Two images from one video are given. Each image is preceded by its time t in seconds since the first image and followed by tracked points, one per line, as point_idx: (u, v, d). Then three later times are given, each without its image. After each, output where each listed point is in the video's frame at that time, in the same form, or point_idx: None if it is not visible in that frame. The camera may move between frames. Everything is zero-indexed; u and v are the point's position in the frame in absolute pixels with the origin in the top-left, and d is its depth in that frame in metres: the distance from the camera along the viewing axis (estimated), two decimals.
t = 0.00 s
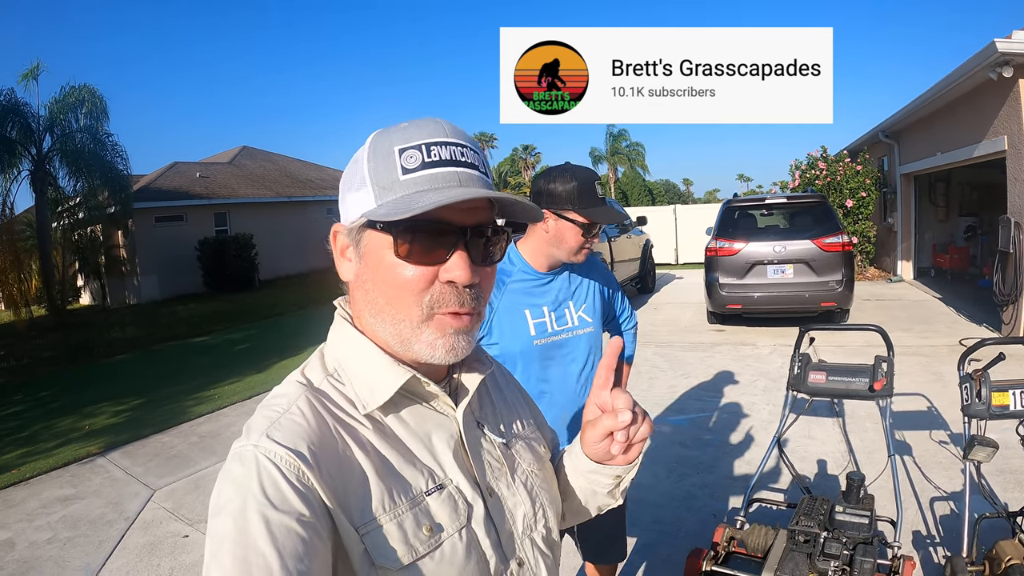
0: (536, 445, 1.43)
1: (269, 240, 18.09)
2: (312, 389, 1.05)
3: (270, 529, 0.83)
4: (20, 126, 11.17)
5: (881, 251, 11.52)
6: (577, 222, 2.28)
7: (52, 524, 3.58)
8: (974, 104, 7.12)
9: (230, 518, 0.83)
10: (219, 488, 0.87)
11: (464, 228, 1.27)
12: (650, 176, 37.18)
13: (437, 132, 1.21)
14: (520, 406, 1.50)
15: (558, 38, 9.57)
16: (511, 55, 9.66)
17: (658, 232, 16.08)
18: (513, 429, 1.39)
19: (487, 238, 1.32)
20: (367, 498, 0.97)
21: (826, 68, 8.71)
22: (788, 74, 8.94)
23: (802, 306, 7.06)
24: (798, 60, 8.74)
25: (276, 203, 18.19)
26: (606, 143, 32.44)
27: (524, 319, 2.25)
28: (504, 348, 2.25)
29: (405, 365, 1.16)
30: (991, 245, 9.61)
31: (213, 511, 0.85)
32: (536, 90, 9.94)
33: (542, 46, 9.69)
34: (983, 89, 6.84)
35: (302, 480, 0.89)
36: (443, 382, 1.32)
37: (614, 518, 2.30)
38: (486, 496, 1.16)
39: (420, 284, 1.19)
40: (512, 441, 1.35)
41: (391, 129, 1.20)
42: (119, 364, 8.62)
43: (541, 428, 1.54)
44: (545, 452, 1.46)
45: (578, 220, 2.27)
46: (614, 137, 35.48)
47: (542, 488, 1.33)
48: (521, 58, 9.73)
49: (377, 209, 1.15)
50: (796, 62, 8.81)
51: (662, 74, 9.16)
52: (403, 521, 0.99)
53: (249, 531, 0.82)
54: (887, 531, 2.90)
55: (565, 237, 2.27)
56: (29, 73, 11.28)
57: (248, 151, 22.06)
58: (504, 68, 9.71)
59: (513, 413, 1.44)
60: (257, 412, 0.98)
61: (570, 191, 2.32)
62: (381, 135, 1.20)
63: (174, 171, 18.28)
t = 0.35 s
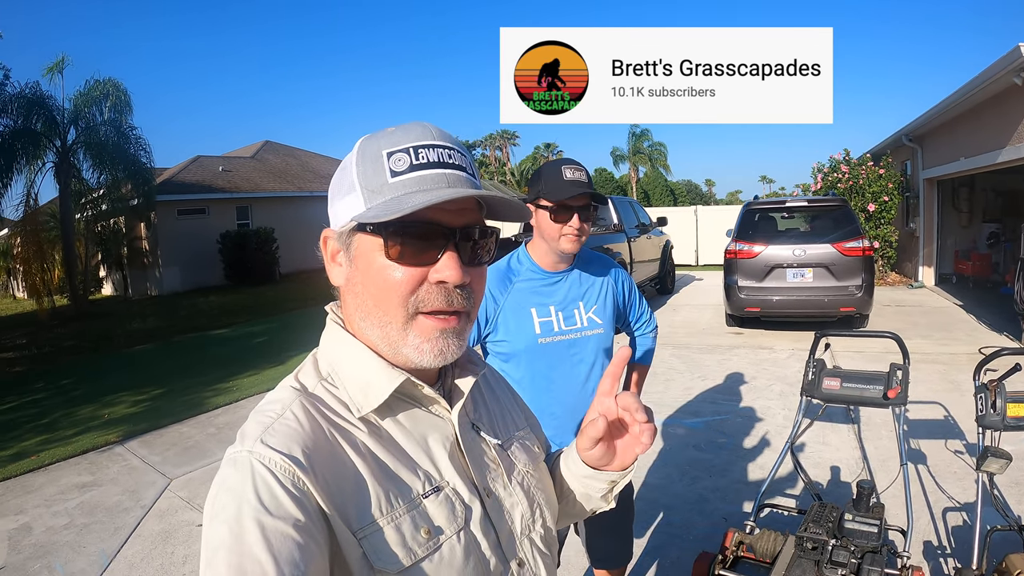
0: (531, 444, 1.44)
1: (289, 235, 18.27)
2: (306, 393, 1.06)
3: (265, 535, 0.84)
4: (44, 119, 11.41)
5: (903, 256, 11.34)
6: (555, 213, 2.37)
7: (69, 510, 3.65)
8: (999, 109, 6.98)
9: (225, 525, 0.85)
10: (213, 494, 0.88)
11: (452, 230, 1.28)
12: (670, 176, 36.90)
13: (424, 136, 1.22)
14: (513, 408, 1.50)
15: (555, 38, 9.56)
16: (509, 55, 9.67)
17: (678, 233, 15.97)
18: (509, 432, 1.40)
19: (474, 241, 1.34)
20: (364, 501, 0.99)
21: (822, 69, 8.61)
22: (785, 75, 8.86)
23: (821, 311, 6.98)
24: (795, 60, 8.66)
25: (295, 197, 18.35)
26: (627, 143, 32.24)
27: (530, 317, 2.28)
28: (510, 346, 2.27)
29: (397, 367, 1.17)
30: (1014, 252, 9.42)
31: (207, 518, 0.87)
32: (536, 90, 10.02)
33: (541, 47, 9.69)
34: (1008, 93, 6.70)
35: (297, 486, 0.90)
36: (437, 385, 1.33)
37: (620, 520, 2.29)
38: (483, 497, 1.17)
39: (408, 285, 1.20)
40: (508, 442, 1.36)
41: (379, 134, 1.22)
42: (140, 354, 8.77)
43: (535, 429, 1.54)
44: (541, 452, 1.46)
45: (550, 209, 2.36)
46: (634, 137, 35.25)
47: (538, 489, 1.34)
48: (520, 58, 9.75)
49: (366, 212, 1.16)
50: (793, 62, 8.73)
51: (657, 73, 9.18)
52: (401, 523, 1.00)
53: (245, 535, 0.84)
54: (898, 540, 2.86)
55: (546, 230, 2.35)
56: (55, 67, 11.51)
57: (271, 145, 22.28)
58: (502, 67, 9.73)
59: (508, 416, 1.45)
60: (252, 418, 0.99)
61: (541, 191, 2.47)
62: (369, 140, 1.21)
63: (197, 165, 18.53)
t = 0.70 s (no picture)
0: (535, 445, 1.45)
1: (292, 237, 18.32)
2: (309, 393, 1.07)
3: (268, 532, 0.85)
4: (50, 119, 11.47)
5: (905, 264, 11.34)
6: (540, 218, 2.43)
7: (70, 509, 3.66)
8: (1001, 117, 6.99)
9: (229, 524, 0.85)
10: (217, 493, 0.89)
11: (452, 232, 1.29)
12: (673, 183, 36.94)
13: (423, 139, 1.23)
14: (517, 409, 1.51)
15: (558, 38, 9.57)
16: (511, 56, 9.69)
17: (680, 239, 16.00)
18: (512, 432, 1.40)
19: (474, 243, 1.34)
20: (368, 501, 0.99)
21: (825, 68, 8.62)
22: (787, 74, 8.87)
23: (823, 318, 6.98)
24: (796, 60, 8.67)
25: (299, 200, 18.41)
26: (630, 149, 32.32)
27: (527, 321, 2.29)
28: (508, 349, 2.28)
29: (400, 368, 1.18)
30: (1016, 261, 9.42)
31: (211, 517, 0.88)
32: (537, 91, 10.05)
33: (542, 47, 9.72)
34: (1011, 102, 6.71)
35: (300, 483, 0.91)
36: (441, 385, 1.34)
37: (621, 524, 2.29)
38: (486, 497, 1.18)
39: (409, 287, 1.21)
40: (512, 443, 1.36)
41: (379, 138, 1.23)
42: (141, 354, 8.79)
43: (539, 430, 1.55)
44: (545, 453, 1.47)
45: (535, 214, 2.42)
46: (637, 143, 35.33)
47: (542, 489, 1.35)
48: (522, 58, 9.77)
49: (367, 215, 1.17)
50: (794, 61, 8.75)
51: (659, 74, 9.20)
52: (404, 522, 1.01)
53: (249, 533, 0.84)
54: (898, 547, 2.86)
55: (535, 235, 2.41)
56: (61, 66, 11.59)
57: (275, 148, 22.37)
58: (504, 68, 9.75)
59: (512, 415, 1.46)
60: (255, 417, 1.00)
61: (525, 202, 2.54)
62: (369, 144, 1.23)
63: (201, 167, 18.60)
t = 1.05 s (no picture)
0: (538, 446, 1.44)
1: (289, 236, 18.28)
2: (311, 393, 1.07)
3: (269, 533, 0.85)
4: (46, 116, 11.43)
5: (901, 265, 11.37)
6: (539, 215, 2.44)
7: (67, 508, 3.65)
8: (999, 117, 7.00)
9: (229, 523, 0.85)
10: (218, 491, 0.88)
11: (454, 232, 1.28)
12: (670, 182, 36.99)
13: (425, 138, 1.23)
14: (519, 408, 1.51)
15: (558, 38, 9.57)
16: (511, 55, 9.68)
17: (678, 239, 16.02)
18: (515, 433, 1.40)
19: (477, 243, 1.34)
20: (369, 502, 0.99)
21: (825, 68, 8.63)
22: (787, 74, 8.89)
23: (820, 318, 6.99)
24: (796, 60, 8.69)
25: (296, 199, 18.37)
26: (628, 148, 32.36)
27: (529, 320, 2.29)
28: (510, 349, 2.28)
29: (401, 368, 1.17)
30: (1012, 262, 9.44)
31: (212, 516, 0.87)
32: (536, 90, 10.06)
33: (542, 46, 9.71)
34: (1009, 102, 6.72)
35: (301, 483, 0.91)
36: (443, 386, 1.34)
37: (620, 525, 2.29)
38: (487, 498, 1.17)
39: (410, 287, 1.21)
40: (514, 444, 1.36)
41: (381, 137, 1.23)
42: (138, 353, 8.76)
43: (542, 431, 1.55)
44: (547, 454, 1.47)
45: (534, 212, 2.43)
46: (634, 143, 35.39)
47: (544, 490, 1.35)
48: (521, 58, 9.76)
49: (368, 215, 1.17)
50: (795, 62, 8.76)
51: (659, 74, 9.21)
52: (405, 523, 1.01)
53: (249, 533, 0.84)
54: (896, 547, 2.86)
55: (534, 232, 2.40)
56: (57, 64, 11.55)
57: (272, 146, 22.33)
58: (503, 67, 9.74)
59: (514, 415, 1.46)
60: (257, 417, 0.99)
61: (523, 199, 2.55)
62: (371, 144, 1.22)
63: (198, 165, 18.55)
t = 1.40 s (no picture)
0: (539, 446, 1.44)
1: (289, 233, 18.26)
2: (311, 393, 1.06)
3: (269, 532, 0.84)
4: (46, 112, 11.41)
5: (901, 264, 11.37)
6: (538, 214, 2.43)
7: (65, 505, 3.64)
8: (1001, 118, 6.99)
9: (229, 523, 0.84)
10: (218, 490, 0.88)
11: (453, 233, 1.27)
12: (670, 181, 36.96)
13: (424, 137, 1.22)
14: (520, 408, 1.50)
15: (558, 38, 9.54)
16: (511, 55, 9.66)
17: (678, 238, 16.01)
18: (515, 433, 1.40)
19: (477, 243, 1.33)
20: (369, 503, 0.98)
21: (825, 68, 8.61)
22: (787, 74, 8.87)
23: (821, 317, 6.98)
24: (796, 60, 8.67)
25: (296, 195, 18.35)
26: (629, 146, 32.34)
27: (528, 320, 2.29)
28: (510, 349, 2.27)
29: (401, 370, 1.17)
30: (1013, 262, 9.43)
31: (212, 515, 0.87)
32: (536, 90, 10.05)
33: (542, 47, 9.69)
34: (1010, 103, 6.71)
35: (302, 483, 0.90)
36: (443, 386, 1.34)
37: (620, 525, 2.28)
38: (488, 498, 1.17)
39: (409, 289, 1.20)
40: (514, 443, 1.35)
41: (380, 136, 1.22)
42: (137, 350, 8.75)
43: (544, 432, 1.54)
44: (548, 454, 1.46)
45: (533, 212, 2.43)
46: (635, 142, 35.35)
47: (545, 490, 1.34)
48: (521, 58, 9.74)
49: (366, 217, 1.16)
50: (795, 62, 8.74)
51: (659, 74, 9.19)
52: (405, 523, 1.00)
53: (249, 533, 0.84)
54: (896, 547, 2.86)
55: (534, 232, 2.39)
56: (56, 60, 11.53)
57: (272, 143, 22.30)
58: (503, 67, 9.72)
59: (514, 415, 1.45)
60: (257, 415, 0.99)
61: (522, 198, 2.54)
62: (369, 143, 1.21)
63: (198, 161, 18.54)
